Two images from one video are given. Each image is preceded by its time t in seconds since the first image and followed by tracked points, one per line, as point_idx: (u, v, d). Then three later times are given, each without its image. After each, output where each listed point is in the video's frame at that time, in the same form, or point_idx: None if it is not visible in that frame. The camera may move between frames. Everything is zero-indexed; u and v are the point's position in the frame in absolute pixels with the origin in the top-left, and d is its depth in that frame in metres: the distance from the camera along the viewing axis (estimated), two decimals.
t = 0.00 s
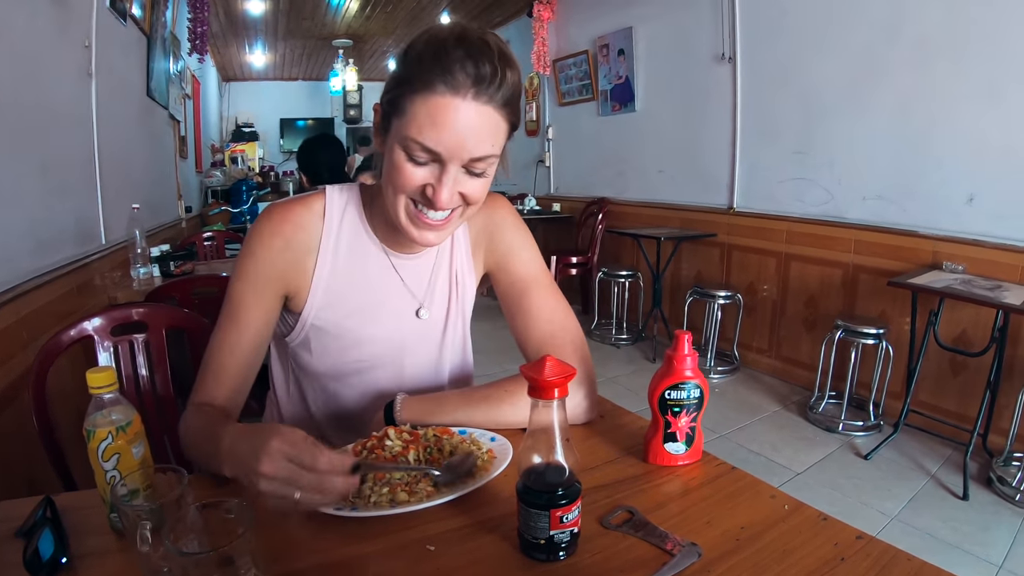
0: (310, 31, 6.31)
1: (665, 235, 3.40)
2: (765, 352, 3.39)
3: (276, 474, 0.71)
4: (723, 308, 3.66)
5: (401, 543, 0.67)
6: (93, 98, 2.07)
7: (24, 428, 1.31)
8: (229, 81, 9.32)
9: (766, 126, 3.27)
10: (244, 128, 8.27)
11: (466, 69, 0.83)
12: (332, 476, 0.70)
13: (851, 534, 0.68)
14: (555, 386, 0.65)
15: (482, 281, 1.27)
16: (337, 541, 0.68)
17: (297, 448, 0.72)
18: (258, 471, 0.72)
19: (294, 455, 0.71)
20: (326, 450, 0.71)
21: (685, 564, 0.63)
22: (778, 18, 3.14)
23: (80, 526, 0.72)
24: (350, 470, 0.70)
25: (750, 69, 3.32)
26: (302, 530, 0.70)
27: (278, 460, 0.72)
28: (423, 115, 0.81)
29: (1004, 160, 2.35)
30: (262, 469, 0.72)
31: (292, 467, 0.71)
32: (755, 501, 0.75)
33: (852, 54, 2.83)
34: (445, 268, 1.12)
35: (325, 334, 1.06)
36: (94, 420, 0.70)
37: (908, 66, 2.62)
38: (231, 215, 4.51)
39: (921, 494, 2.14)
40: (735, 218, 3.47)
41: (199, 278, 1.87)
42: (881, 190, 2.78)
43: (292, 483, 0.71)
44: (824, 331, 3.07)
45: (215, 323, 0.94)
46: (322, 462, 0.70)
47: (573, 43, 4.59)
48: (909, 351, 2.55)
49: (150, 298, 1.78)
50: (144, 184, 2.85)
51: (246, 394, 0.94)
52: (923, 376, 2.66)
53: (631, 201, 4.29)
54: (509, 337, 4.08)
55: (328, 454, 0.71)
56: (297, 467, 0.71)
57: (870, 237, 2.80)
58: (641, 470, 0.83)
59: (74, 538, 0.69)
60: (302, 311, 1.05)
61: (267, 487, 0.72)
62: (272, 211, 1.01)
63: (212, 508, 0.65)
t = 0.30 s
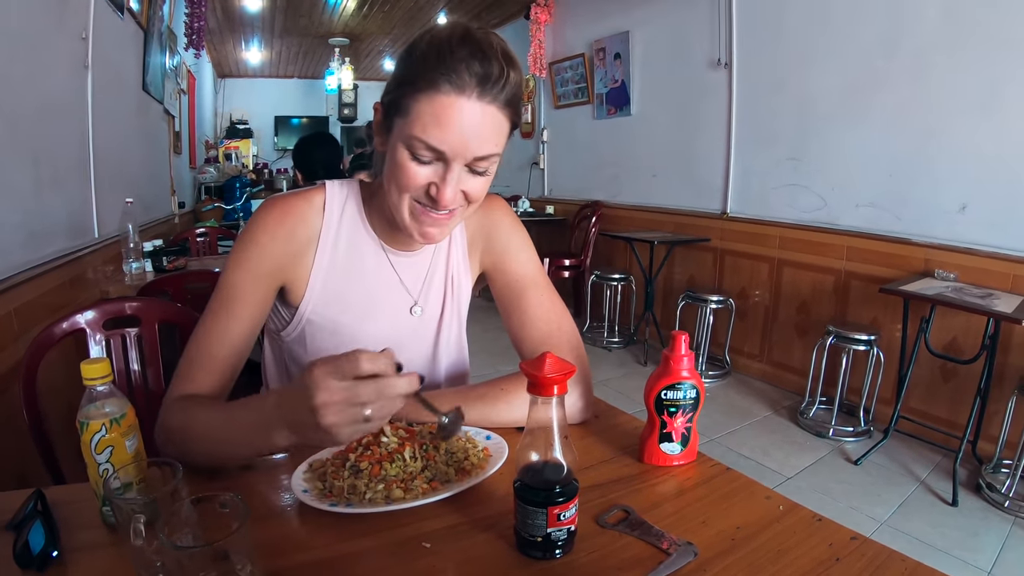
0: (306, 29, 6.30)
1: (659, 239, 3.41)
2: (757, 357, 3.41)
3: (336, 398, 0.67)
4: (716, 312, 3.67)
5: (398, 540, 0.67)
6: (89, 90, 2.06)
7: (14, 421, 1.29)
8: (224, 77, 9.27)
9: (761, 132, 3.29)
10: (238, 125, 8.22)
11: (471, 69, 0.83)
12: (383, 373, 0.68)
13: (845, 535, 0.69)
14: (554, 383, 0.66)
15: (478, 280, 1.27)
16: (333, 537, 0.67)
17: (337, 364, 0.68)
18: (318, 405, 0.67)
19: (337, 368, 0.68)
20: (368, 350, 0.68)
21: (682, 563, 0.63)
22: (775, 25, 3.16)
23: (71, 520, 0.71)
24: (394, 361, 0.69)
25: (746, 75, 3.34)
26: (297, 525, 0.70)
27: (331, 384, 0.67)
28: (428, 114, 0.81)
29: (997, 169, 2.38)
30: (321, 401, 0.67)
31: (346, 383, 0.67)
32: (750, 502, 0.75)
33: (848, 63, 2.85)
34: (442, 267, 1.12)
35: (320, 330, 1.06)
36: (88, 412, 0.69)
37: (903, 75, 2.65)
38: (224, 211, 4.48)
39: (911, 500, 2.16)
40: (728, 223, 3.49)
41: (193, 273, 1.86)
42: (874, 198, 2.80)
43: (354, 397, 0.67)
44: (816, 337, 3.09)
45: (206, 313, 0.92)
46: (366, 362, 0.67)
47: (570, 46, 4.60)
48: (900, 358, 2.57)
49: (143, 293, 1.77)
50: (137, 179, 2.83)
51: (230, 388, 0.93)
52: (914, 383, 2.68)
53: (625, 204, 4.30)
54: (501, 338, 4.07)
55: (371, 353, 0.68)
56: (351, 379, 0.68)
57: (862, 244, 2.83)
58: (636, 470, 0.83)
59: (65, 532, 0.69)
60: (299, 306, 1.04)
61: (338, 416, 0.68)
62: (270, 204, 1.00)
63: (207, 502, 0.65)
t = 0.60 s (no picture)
0: (301, 27, 6.27)
1: (652, 241, 3.41)
2: (749, 360, 3.42)
3: (365, 436, 0.70)
4: (708, 314, 3.68)
5: (390, 539, 0.67)
6: (83, 85, 2.04)
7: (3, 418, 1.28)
8: (218, 75, 9.22)
9: (756, 135, 3.30)
10: (232, 122, 8.17)
11: (469, 67, 0.82)
12: (411, 411, 0.72)
13: (840, 537, 0.69)
14: (549, 382, 0.65)
15: (473, 279, 1.26)
16: (326, 536, 0.67)
17: (367, 404, 0.70)
18: (347, 443, 0.69)
19: (367, 408, 0.70)
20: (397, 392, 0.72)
21: (676, 563, 0.63)
22: (771, 29, 3.17)
23: (59, 517, 0.70)
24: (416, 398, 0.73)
25: (741, 78, 3.35)
26: (289, 524, 0.69)
27: (360, 422, 0.69)
28: (426, 113, 0.81)
29: (990, 174, 2.40)
30: (350, 440, 0.69)
31: (376, 421, 0.70)
32: (744, 503, 0.75)
33: (842, 67, 2.87)
34: (437, 267, 1.11)
35: (313, 329, 1.05)
36: (77, 408, 0.68)
37: (898, 80, 2.67)
38: (217, 209, 4.46)
39: (902, 503, 2.17)
40: (721, 226, 3.50)
41: (185, 270, 1.84)
42: (867, 201, 2.82)
43: (382, 431, 0.70)
44: (808, 340, 3.11)
45: (201, 313, 0.91)
46: (398, 403, 0.71)
47: (565, 47, 4.61)
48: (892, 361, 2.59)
49: (134, 289, 1.75)
50: (130, 175, 2.80)
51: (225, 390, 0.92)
52: (906, 386, 2.70)
53: (618, 206, 4.31)
54: (494, 338, 4.07)
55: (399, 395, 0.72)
56: (380, 417, 0.70)
57: (855, 248, 2.84)
58: (630, 471, 0.83)
59: (54, 530, 0.68)
60: (294, 305, 1.03)
61: (366, 452, 0.70)
62: (264, 204, 0.99)
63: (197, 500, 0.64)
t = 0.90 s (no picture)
0: (297, 22, 6.24)
1: (648, 238, 3.41)
2: (744, 357, 3.42)
3: (338, 435, 0.68)
4: (704, 312, 3.69)
5: (384, 538, 0.66)
6: (76, 79, 2.02)
7: None
8: (213, 69, 9.16)
9: (753, 133, 3.30)
10: (227, 116, 8.12)
11: (464, 60, 0.81)
12: (388, 410, 0.69)
13: (838, 535, 0.69)
14: (546, 378, 0.65)
15: (468, 275, 1.25)
16: (319, 534, 0.66)
17: (339, 402, 0.68)
18: (319, 443, 0.68)
19: (339, 407, 0.68)
20: (372, 389, 0.68)
21: (674, 562, 0.62)
22: (769, 27, 3.17)
23: (50, 515, 0.69)
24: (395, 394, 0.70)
25: (738, 76, 3.35)
26: (282, 522, 0.68)
27: (332, 421, 0.68)
28: (421, 107, 0.80)
29: (986, 173, 2.40)
30: (322, 438, 0.68)
31: (348, 420, 0.68)
32: (742, 501, 0.75)
33: (840, 66, 2.86)
34: (432, 263, 1.11)
35: (307, 325, 1.04)
36: (68, 403, 0.67)
37: (895, 79, 2.67)
38: (212, 204, 4.43)
39: (896, 501, 2.18)
40: (717, 224, 3.51)
41: (179, 264, 1.82)
42: (863, 200, 2.82)
43: (355, 431, 0.69)
44: (803, 338, 3.12)
45: (194, 308, 0.90)
46: (371, 403, 0.67)
47: (561, 43, 4.60)
48: (887, 360, 2.60)
49: (128, 284, 1.74)
50: (124, 170, 2.78)
51: (219, 385, 0.91)
52: (900, 384, 2.71)
53: (614, 203, 4.30)
54: (490, 335, 4.06)
55: (375, 392, 0.68)
56: (353, 416, 0.68)
57: (851, 246, 2.85)
58: (627, 469, 0.83)
59: (44, 527, 0.67)
60: (288, 300, 1.02)
61: (338, 451, 0.69)
62: (258, 198, 0.98)
63: (189, 497, 0.63)
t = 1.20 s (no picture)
0: (294, 19, 6.22)
1: (644, 237, 3.41)
2: (739, 356, 3.44)
3: (357, 423, 0.68)
4: (699, 310, 3.70)
5: (381, 531, 0.66)
6: (73, 74, 2.01)
7: None
8: (209, 65, 9.13)
9: (749, 133, 3.31)
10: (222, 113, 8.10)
11: (448, 56, 0.81)
12: (404, 402, 0.70)
13: (833, 530, 0.69)
14: (544, 371, 0.65)
15: (464, 272, 1.25)
16: (317, 527, 0.66)
17: (359, 390, 0.69)
18: (339, 429, 0.68)
19: (358, 395, 0.69)
20: (391, 378, 0.70)
21: (670, 556, 0.63)
22: (766, 26, 3.17)
23: (46, 509, 0.69)
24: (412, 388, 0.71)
25: (735, 76, 3.36)
26: (279, 516, 0.68)
27: (352, 408, 0.68)
28: (404, 103, 0.80)
29: (981, 174, 2.42)
30: (341, 425, 0.68)
31: (367, 408, 0.69)
32: (737, 497, 0.75)
33: (836, 66, 2.88)
34: (427, 260, 1.11)
35: (303, 320, 1.04)
36: (65, 397, 0.67)
37: (891, 80, 2.68)
38: (208, 201, 4.42)
39: (890, 500, 2.20)
40: (713, 223, 3.52)
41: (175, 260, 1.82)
42: (859, 200, 2.83)
43: (374, 421, 0.69)
44: (798, 337, 3.13)
45: (189, 303, 0.90)
46: (390, 391, 0.69)
47: (558, 42, 4.60)
48: (882, 359, 2.61)
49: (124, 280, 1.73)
50: (120, 166, 2.77)
51: (214, 381, 0.91)
52: (895, 384, 2.72)
53: (610, 202, 4.30)
54: (486, 333, 4.07)
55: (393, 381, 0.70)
56: (372, 405, 0.69)
57: (847, 246, 2.86)
58: (623, 464, 0.83)
59: (41, 521, 0.67)
60: (283, 295, 1.02)
61: (356, 439, 0.69)
62: (254, 193, 0.98)
63: (186, 490, 0.63)
